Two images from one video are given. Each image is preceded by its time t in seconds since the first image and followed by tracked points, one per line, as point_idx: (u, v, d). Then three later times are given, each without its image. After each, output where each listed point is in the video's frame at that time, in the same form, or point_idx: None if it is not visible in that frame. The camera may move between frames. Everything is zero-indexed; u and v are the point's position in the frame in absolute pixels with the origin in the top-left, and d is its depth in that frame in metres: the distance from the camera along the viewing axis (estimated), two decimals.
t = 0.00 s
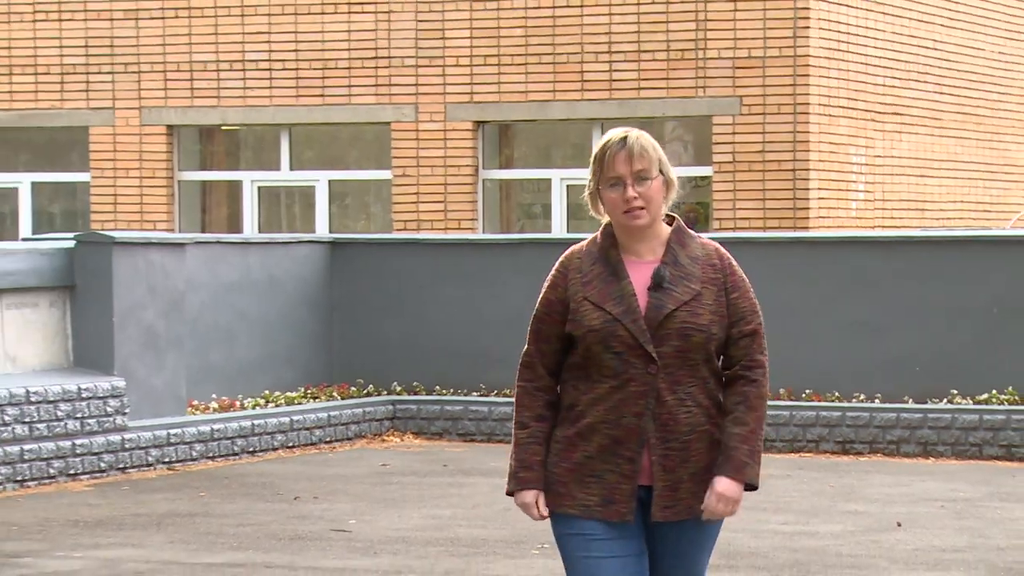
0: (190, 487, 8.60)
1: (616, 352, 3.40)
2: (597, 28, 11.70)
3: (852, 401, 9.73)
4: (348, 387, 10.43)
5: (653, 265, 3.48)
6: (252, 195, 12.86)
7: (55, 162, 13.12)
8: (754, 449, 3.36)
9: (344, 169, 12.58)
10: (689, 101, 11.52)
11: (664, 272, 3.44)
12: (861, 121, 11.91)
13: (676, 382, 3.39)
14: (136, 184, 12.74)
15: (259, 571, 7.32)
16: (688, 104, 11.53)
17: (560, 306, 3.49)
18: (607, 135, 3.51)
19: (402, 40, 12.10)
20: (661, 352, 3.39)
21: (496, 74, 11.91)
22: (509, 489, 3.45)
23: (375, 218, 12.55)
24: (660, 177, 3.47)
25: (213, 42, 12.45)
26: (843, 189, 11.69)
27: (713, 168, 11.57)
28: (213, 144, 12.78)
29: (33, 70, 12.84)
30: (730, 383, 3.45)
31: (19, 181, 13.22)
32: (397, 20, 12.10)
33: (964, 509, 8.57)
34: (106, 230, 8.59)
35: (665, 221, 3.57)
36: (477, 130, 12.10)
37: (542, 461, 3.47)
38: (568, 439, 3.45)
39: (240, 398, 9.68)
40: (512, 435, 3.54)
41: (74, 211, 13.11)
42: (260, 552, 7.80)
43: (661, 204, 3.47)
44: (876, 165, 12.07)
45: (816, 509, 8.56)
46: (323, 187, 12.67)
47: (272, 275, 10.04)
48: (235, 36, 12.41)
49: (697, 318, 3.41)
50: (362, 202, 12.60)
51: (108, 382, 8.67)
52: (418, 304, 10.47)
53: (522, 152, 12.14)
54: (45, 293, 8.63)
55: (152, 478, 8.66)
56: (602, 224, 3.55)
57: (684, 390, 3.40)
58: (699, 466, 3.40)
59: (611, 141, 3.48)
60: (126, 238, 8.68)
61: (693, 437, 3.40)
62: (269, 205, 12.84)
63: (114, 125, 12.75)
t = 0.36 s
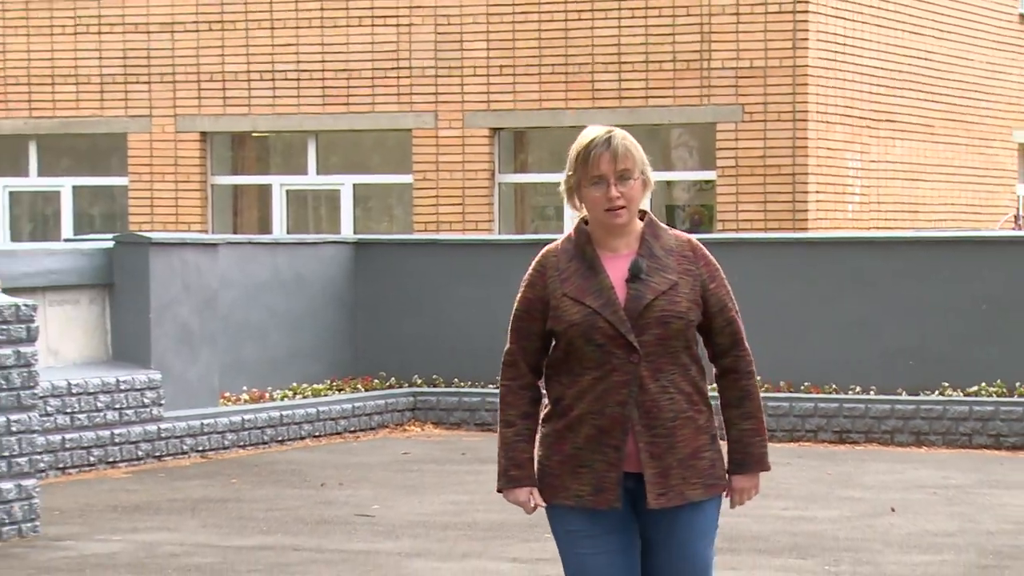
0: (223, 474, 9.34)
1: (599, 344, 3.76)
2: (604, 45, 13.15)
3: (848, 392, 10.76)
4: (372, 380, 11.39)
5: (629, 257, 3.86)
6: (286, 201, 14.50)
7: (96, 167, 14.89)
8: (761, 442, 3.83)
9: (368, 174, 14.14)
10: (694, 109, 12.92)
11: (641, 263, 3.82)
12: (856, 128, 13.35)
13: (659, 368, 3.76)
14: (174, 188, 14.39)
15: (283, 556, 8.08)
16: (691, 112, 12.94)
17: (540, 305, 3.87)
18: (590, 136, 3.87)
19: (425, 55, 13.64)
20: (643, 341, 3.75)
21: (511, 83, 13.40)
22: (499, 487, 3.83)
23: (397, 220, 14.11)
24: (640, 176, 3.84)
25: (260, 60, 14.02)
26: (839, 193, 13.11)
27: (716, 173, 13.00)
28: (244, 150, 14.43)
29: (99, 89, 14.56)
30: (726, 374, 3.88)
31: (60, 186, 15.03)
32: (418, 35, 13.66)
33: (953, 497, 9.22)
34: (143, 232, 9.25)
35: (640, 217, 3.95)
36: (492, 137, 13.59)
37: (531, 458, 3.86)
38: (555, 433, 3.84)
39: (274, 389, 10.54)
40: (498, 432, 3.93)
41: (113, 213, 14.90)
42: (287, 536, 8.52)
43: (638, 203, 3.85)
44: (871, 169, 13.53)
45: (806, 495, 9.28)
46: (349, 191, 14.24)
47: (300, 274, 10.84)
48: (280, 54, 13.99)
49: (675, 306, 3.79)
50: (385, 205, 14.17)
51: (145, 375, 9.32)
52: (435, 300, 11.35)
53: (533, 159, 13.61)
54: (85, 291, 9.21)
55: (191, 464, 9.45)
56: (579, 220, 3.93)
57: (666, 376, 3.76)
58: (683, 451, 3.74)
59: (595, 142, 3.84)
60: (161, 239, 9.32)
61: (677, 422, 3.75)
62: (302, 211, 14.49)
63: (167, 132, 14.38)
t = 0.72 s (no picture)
0: (254, 459, 10.20)
1: (587, 341, 4.15)
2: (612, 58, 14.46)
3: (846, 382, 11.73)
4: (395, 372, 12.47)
5: (621, 256, 4.23)
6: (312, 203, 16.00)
7: (134, 171, 16.33)
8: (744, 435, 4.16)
9: (391, 177, 15.59)
10: (701, 114, 14.24)
11: (631, 263, 4.19)
12: (853, 134, 14.68)
13: (643, 365, 4.12)
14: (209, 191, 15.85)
15: (308, 540, 9.01)
16: (699, 117, 14.25)
17: (535, 301, 4.26)
18: (585, 140, 4.21)
19: (446, 66, 15.04)
20: (628, 338, 4.13)
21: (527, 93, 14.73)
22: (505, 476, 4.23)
23: (418, 220, 15.57)
24: (632, 179, 4.19)
25: (295, 75, 15.44)
26: (837, 194, 14.39)
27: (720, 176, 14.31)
28: (274, 155, 15.89)
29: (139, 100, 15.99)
30: (710, 369, 4.22)
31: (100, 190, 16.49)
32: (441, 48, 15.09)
33: (943, 483, 9.99)
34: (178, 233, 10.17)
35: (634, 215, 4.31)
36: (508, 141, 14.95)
37: (537, 445, 4.23)
38: (552, 424, 4.23)
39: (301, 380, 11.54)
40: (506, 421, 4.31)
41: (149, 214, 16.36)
42: (314, 519, 9.45)
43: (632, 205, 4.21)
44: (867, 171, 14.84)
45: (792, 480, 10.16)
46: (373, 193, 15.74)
47: (326, 272, 11.85)
48: (315, 70, 15.40)
49: (662, 305, 4.15)
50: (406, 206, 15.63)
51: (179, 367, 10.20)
52: (453, 297, 12.42)
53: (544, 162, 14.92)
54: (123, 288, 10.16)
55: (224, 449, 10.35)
56: (574, 220, 4.30)
57: (651, 372, 4.13)
58: (666, 444, 4.10)
59: (589, 147, 4.19)
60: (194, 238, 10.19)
61: (660, 417, 4.11)
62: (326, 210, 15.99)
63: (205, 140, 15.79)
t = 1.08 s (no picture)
0: (287, 451, 11.44)
1: (594, 348, 4.62)
2: (628, 73, 16.75)
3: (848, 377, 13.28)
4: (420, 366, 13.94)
5: (635, 265, 4.69)
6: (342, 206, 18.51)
7: (173, 176, 18.89)
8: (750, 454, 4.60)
9: (416, 180, 18.02)
10: (711, 122, 16.42)
11: (642, 274, 4.64)
12: (856, 141, 16.86)
13: (645, 375, 4.56)
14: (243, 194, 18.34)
15: (339, 524, 9.89)
16: (710, 125, 16.43)
17: (552, 307, 4.79)
18: (607, 150, 4.72)
19: (468, 76, 17.41)
20: (631, 348, 4.57)
21: (546, 102, 17.08)
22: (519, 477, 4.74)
23: (442, 221, 18.01)
24: (650, 188, 4.68)
25: (325, 86, 17.91)
26: (839, 200, 16.56)
27: (729, 180, 16.54)
28: (304, 160, 18.42)
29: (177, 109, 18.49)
30: (723, 387, 4.64)
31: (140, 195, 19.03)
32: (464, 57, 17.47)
33: (945, 472, 10.86)
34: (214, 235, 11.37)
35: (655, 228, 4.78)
36: (526, 149, 17.26)
37: (547, 449, 4.71)
38: (562, 427, 4.71)
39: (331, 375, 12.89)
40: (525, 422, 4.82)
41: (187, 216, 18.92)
42: (344, 506, 10.29)
43: (648, 211, 4.68)
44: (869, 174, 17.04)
45: (787, 470, 11.09)
46: (398, 197, 18.16)
47: (355, 274, 13.22)
48: (345, 79, 17.87)
49: (667, 316, 4.58)
50: (431, 209, 18.07)
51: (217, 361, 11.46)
52: (473, 296, 13.78)
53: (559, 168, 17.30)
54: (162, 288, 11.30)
55: (257, 439, 11.62)
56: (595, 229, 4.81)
57: (653, 382, 4.56)
58: (666, 455, 4.55)
59: (611, 156, 4.70)
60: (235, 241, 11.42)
61: (660, 428, 4.55)
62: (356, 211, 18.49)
63: (242, 145, 18.28)
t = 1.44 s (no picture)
0: (314, 442, 12.24)
1: (616, 340, 5.08)
2: (641, 85, 19.04)
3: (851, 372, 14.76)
4: (442, 362, 15.85)
5: (660, 258, 5.17)
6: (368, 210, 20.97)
7: (206, 182, 21.36)
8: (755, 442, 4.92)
9: (438, 185, 20.44)
10: (720, 130, 18.68)
11: (667, 269, 5.11)
12: (858, 151, 19.16)
13: (668, 368, 5.02)
14: (274, 198, 20.78)
15: (365, 513, 10.55)
16: (719, 133, 18.69)
17: (576, 295, 5.25)
18: (638, 143, 5.20)
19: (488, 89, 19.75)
20: (654, 341, 5.03)
21: (562, 111, 19.39)
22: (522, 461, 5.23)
23: (462, 224, 20.40)
24: (677, 182, 5.17)
25: (353, 96, 20.35)
26: (840, 204, 18.78)
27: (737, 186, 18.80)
28: (332, 165, 20.83)
29: (210, 118, 20.93)
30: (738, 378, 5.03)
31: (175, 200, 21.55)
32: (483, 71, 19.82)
33: (942, 464, 11.50)
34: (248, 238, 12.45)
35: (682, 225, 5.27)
36: (543, 156, 19.60)
37: (553, 435, 5.23)
38: (580, 416, 5.14)
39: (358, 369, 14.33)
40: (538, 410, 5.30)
41: (221, 219, 21.49)
42: (369, 496, 10.92)
43: (673, 204, 5.16)
44: (870, 181, 19.32)
45: (788, 459, 11.80)
46: (422, 201, 20.57)
47: (382, 274, 14.96)
48: (371, 92, 20.31)
49: (690, 312, 5.04)
50: (452, 212, 20.44)
51: (250, 358, 12.43)
52: (489, 296, 15.78)
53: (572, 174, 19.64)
54: (199, 287, 12.39)
55: (288, 433, 12.61)
56: (624, 221, 5.31)
57: (675, 374, 5.02)
58: (688, 446, 4.99)
59: (641, 147, 5.18)
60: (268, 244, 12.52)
61: (681, 420, 5.00)
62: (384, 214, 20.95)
63: (273, 153, 20.72)
